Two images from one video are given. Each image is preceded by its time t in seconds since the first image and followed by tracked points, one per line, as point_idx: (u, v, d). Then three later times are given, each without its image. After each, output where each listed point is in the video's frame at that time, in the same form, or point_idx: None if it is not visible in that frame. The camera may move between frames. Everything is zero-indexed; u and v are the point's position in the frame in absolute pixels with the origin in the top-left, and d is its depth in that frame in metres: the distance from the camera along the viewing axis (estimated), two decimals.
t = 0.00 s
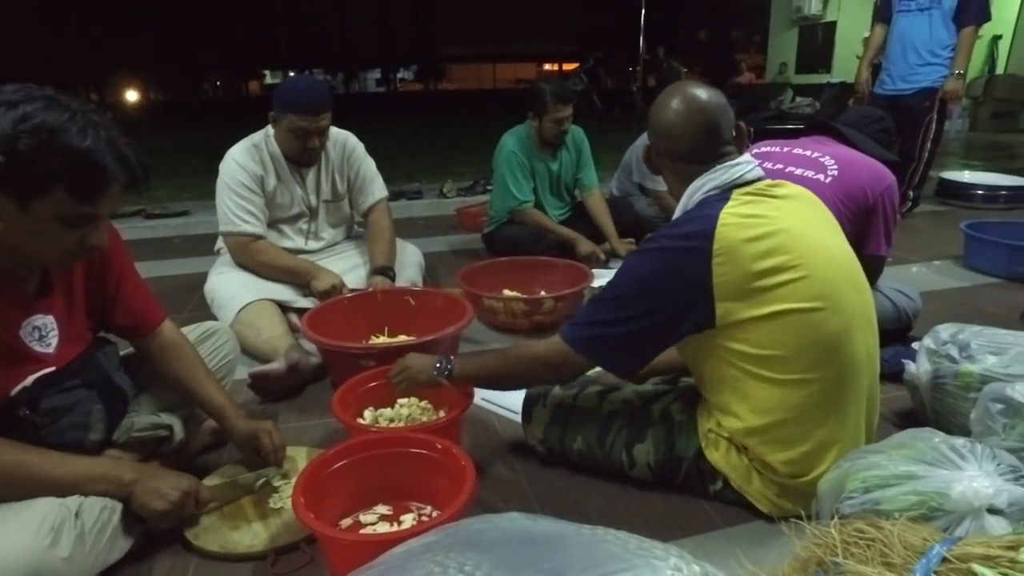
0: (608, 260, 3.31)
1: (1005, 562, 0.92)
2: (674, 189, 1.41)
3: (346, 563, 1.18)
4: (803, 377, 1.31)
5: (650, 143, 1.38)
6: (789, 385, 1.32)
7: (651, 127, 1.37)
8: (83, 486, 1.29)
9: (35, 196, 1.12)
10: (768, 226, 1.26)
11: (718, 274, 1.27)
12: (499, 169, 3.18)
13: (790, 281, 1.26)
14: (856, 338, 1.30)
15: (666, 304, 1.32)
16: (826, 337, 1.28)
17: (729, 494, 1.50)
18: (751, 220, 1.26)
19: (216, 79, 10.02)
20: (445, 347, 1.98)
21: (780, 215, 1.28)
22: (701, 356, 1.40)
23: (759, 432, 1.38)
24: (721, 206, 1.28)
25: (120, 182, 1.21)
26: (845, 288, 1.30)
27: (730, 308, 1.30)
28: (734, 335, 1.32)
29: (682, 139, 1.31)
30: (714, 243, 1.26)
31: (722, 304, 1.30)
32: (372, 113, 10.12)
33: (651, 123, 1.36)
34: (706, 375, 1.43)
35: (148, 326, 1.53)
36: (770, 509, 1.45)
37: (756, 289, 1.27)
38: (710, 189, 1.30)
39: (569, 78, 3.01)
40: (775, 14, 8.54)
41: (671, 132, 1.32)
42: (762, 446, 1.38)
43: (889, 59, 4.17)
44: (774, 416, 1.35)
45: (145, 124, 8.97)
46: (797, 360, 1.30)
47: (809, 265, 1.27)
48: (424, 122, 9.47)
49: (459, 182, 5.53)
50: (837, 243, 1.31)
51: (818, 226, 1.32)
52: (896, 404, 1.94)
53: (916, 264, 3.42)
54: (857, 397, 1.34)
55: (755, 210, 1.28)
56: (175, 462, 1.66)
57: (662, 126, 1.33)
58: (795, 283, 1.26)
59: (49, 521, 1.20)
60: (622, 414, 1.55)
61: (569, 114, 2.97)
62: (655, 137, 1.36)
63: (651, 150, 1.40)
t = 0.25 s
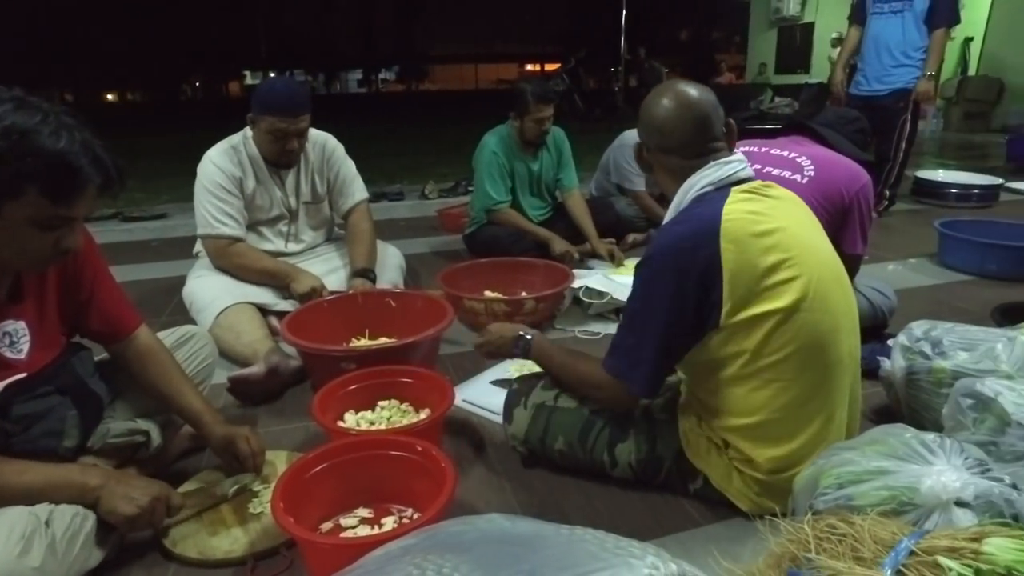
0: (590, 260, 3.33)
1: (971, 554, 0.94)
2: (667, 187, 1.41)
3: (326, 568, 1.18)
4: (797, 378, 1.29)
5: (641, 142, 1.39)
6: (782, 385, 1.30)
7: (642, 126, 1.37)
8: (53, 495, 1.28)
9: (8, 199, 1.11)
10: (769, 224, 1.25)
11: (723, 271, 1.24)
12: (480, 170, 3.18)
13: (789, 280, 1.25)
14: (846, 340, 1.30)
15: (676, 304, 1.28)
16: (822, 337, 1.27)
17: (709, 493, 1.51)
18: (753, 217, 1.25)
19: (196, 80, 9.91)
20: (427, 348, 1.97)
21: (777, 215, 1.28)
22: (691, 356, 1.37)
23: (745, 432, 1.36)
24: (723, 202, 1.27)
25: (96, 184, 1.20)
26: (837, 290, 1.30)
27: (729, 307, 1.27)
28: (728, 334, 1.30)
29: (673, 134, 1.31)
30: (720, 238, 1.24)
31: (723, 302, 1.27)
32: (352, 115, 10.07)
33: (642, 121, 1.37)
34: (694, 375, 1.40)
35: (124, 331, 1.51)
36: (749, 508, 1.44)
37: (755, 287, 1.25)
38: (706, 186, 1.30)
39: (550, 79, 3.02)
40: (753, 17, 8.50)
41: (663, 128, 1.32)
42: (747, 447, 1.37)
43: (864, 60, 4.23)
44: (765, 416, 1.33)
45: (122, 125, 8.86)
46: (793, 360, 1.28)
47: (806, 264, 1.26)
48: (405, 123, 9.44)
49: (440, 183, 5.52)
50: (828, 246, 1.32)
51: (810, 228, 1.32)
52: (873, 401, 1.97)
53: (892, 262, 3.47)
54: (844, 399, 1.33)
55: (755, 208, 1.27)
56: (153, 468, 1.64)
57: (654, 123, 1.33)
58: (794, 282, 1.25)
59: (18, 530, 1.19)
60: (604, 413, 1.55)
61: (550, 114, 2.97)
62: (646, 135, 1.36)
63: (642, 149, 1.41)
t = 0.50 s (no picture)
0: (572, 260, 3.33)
1: (938, 545, 0.95)
2: (671, 177, 1.42)
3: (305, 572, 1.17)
4: (783, 373, 1.29)
5: (647, 131, 1.40)
6: (768, 381, 1.30)
7: (650, 114, 1.39)
8: (30, 506, 1.26)
9: None
10: (767, 219, 1.25)
11: (717, 260, 1.25)
12: (462, 170, 3.18)
13: (782, 275, 1.24)
14: (832, 339, 1.31)
15: (669, 289, 1.29)
16: (810, 335, 1.27)
17: (690, 490, 1.52)
18: (753, 210, 1.25)
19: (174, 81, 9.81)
20: (408, 350, 1.97)
21: (775, 211, 1.27)
22: (677, 344, 1.38)
23: (726, 426, 1.37)
24: (724, 193, 1.27)
25: (69, 186, 1.19)
26: (826, 289, 1.29)
27: (719, 296, 1.27)
28: (717, 325, 1.30)
29: (695, 114, 1.37)
30: (717, 227, 1.24)
31: (714, 291, 1.27)
32: (333, 116, 10.01)
33: (652, 109, 1.39)
34: (679, 366, 1.41)
35: (100, 338, 1.49)
36: (727, 504, 1.46)
37: (747, 279, 1.25)
38: (711, 176, 1.31)
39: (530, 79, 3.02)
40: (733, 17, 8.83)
41: (683, 110, 1.37)
42: (728, 442, 1.38)
43: (841, 61, 4.28)
44: (748, 409, 1.33)
45: (99, 127, 8.74)
46: (781, 356, 1.28)
47: (799, 261, 1.26)
48: (386, 124, 9.40)
49: (422, 184, 5.50)
50: (820, 245, 1.32)
51: (805, 227, 1.32)
52: (850, 398, 1.99)
53: (870, 260, 3.51)
54: (825, 397, 1.34)
55: (754, 202, 1.26)
56: (131, 474, 1.62)
57: (672, 106, 1.37)
58: (786, 278, 1.24)
59: None
60: (585, 413, 1.56)
61: (531, 113, 2.98)
62: (659, 120, 1.38)
63: (644, 141, 1.41)
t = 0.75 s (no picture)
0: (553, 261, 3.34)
1: (905, 540, 0.97)
2: (662, 174, 1.42)
3: None
4: (762, 369, 1.31)
5: (637, 128, 1.40)
6: (747, 377, 1.31)
7: (641, 111, 1.41)
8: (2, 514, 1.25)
9: None
10: (748, 217, 1.26)
11: (697, 256, 1.26)
12: (443, 172, 3.18)
13: (762, 272, 1.25)
14: (810, 337, 1.32)
15: (651, 285, 1.30)
16: (789, 332, 1.28)
17: (669, 488, 1.53)
18: (735, 208, 1.26)
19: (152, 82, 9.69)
20: (389, 352, 1.96)
21: (756, 210, 1.29)
22: (658, 339, 1.39)
23: (705, 421, 1.38)
24: (707, 191, 1.28)
25: (42, 192, 1.18)
26: (806, 288, 1.31)
27: (700, 292, 1.28)
28: (697, 321, 1.31)
29: (685, 111, 1.40)
30: (698, 224, 1.25)
31: (694, 286, 1.28)
32: (314, 117, 9.95)
33: (642, 107, 1.41)
34: (660, 362, 1.43)
35: (74, 346, 1.47)
36: (706, 502, 1.47)
37: (727, 275, 1.26)
38: (696, 175, 1.32)
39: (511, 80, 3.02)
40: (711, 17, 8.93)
41: (673, 106, 1.40)
42: (707, 439, 1.39)
43: (818, 62, 4.33)
44: (727, 405, 1.34)
45: (75, 129, 8.62)
46: (760, 352, 1.29)
47: (779, 259, 1.27)
48: (368, 125, 9.36)
49: (404, 185, 5.49)
50: (800, 245, 1.33)
51: (785, 228, 1.33)
52: (827, 395, 2.02)
53: (848, 258, 3.55)
54: (803, 394, 1.36)
55: (736, 200, 1.28)
56: (108, 481, 1.61)
57: (662, 103, 1.40)
58: (766, 275, 1.25)
59: None
60: (565, 413, 1.56)
61: (511, 114, 2.98)
62: (650, 116, 1.39)
63: (635, 138, 1.41)
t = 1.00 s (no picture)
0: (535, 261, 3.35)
1: (873, 533, 1.00)
2: (637, 175, 1.42)
3: None
4: (738, 368, 1.32)
5: (613, 130, 1.41)
6: (723, 376, 1.33)
7: (617, 112, 1.42)
8: None
9: None
10: (721, 218, 1.27)
11: (673, 257, 1.27)
12: (422, 173, 3.17)
13: (737, 272, 1.26)
14: (784, 335, 1.33)
15: (628, 287, 1.31)
16: (764, 330, 1.29)
17: (648, 487, 1.54)
18: (708, 210, 1.27)
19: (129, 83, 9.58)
20: (369, 354, 1.96)
21: (729, 210, 1.30)
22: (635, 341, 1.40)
23: (683, 420, 1.39)
24: (680, 193, 1.29)
25: (11, 196, 1.16)
26: (779, 286, 1.32)
27: (675, 293, 1.30)
28: (674, 322, 1.33)
29: (660, 113, 1.41)
30: (673, 226, 1.26)
31: (670, 288, 1.29)
32: (295, 118, 9.89)
33: (617, 109, 1.42)
34: (637, 363, 1.44)
35: (47, 352, 1.41)
36: (685, 500, 1.48)
37: (702, 276, 1.27)
38: (671, 178, 1.33)
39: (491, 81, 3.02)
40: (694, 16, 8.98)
41: (648, 108, 1.41)
42: (685, 438, 1.40)
43: (795, 63, 4.37)
44: (704, 404, 1.35)
45: (50, 130, 8.50)
46: (735, 352, 1.30)
47: (753, 258, 1.28)
48: (348, 126, 9.31)
49: (385, 187, 5.46)
50: (773, 244, 1.34)
51: (758, 227, 1.34)
52: (804, 392, 2.04)
53: (825, 256, 3.59)
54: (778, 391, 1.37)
55: (709, 201, 1.29)
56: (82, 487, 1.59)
57: (637, 104, 1.41)
58: (741, 275, 1.27)
59: None
60: (544, 413, 1.57)
61: (492, 115, 2.98)
62: (625, 117, 1.41)
63: (610, 140, 1.42)
